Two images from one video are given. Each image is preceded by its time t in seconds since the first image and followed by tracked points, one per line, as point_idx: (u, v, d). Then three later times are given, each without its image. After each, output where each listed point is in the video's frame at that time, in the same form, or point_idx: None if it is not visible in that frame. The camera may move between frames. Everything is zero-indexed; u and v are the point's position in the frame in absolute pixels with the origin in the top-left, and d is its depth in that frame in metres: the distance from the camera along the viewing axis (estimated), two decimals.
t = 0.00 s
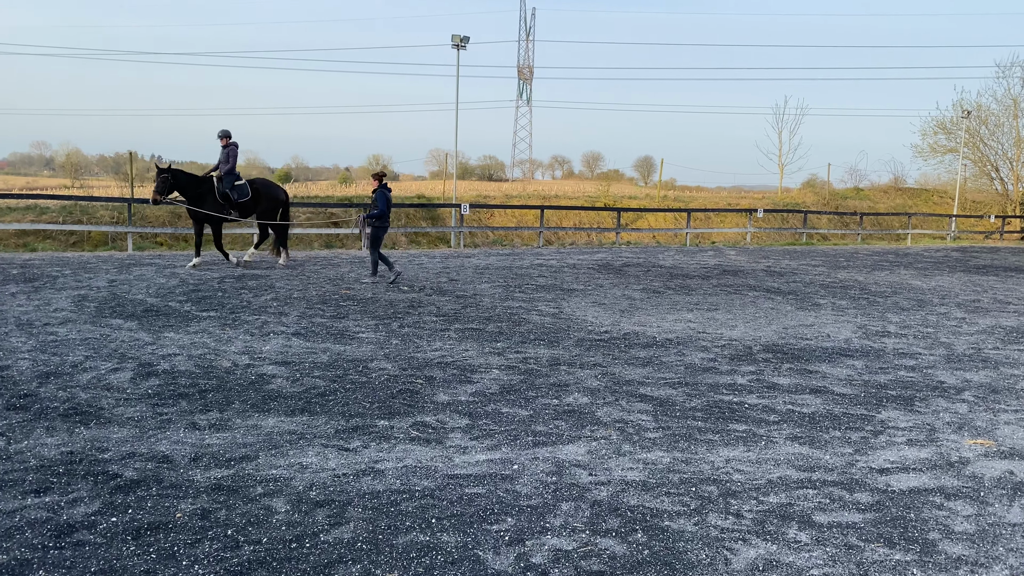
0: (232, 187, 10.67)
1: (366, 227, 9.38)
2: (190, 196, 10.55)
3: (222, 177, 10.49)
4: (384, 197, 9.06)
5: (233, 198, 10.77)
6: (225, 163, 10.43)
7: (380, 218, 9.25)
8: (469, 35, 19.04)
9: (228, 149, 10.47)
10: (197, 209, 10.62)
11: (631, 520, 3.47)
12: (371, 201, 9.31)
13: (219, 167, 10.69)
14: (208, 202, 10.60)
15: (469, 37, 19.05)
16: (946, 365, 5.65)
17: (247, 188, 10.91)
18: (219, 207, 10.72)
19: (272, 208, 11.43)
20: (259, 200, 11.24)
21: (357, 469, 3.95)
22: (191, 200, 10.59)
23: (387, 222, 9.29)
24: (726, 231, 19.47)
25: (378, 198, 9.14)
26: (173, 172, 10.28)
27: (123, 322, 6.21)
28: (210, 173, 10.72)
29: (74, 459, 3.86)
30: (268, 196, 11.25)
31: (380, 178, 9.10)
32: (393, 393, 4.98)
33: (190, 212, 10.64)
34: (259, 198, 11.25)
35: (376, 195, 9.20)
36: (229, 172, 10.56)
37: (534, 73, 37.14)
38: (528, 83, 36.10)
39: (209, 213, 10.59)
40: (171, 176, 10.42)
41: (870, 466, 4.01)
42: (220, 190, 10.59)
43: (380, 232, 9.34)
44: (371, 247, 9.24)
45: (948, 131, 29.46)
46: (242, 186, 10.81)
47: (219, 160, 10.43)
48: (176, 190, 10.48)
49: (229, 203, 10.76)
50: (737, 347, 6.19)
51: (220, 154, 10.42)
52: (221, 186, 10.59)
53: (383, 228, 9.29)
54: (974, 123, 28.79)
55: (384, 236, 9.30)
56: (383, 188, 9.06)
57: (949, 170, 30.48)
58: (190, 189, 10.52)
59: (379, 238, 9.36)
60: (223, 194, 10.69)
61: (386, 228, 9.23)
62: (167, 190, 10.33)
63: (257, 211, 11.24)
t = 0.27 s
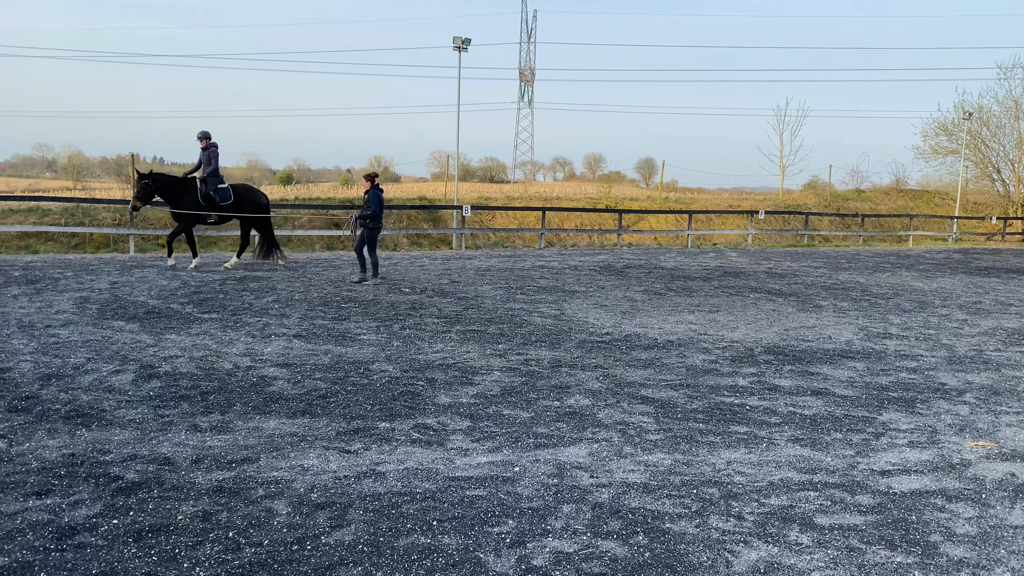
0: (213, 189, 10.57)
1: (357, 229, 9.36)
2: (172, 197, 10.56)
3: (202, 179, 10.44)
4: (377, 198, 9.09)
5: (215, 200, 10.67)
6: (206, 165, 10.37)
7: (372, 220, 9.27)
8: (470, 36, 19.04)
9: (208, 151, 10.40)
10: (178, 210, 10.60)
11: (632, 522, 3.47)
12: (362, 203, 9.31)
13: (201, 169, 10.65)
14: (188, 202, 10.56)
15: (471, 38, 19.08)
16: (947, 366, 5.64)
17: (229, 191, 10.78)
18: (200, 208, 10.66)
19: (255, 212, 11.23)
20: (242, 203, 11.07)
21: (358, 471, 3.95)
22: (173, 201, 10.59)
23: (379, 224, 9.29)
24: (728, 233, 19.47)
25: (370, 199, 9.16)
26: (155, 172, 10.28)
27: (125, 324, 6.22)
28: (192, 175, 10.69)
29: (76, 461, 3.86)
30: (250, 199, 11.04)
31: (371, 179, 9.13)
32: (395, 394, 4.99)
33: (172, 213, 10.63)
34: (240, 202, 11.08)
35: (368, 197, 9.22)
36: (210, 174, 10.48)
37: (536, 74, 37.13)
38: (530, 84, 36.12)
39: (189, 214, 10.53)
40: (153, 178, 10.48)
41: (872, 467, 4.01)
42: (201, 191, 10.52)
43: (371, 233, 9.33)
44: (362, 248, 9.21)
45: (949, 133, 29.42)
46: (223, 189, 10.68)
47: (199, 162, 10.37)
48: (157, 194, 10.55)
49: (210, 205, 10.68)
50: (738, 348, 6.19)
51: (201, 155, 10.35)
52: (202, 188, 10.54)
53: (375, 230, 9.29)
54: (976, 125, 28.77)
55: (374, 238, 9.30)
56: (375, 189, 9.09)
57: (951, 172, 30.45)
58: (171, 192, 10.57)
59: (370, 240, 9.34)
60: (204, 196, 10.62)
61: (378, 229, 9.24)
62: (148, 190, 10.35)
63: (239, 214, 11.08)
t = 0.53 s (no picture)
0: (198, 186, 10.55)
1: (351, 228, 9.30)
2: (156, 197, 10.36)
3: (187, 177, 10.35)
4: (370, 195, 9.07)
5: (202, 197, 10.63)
6: (188, 163, 10.36)
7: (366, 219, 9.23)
8: (474, 33, 19.03)
9: (188, 149, 10.39)
10: (163, 209, 10.42)
11: (636, 520, 3.47)
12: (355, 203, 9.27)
13: (182, 168, 10.60)
14: (174, 200, 10.39)
15: (475, 36, 19.07)
16: (952, 365, 5.64)
17: (214, 187, 10.80)
18: (186, 207, 10.53)
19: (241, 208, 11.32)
20: (227, 200, 11.13)
21: (363, 468, 3.95)
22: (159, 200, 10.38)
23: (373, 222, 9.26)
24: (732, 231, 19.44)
25: (364, 197, 9.14)
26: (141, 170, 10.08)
27: (130, 322, 6.23)
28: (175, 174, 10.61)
29: (82, 457, 3.87)
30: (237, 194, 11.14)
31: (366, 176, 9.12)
32: (399, 392, 4.99)
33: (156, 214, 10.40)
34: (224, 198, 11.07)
35: (362, 195, 9.20)
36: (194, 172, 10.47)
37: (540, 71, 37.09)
38: (534, 81, 36.12)
39: (176, 212, 10.32)
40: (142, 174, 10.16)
41: (877, 465, 4.01)
42: (186, 189, 10.45)
43: (365, 232, 9.29)
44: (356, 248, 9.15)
45: (954, 130, 29.36)
46: (208, 186, 10.69)
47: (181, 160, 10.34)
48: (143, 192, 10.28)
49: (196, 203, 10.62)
50: (742, 346, 6.18)
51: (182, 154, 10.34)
52: (189, 186, 10.47)
53: (368, 228, 9.25)
54: (981, 122, 28.70)
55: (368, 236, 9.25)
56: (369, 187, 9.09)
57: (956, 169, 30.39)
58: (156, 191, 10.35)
59: (364, 238, 9.29)
60: (190, 194, 10.56)
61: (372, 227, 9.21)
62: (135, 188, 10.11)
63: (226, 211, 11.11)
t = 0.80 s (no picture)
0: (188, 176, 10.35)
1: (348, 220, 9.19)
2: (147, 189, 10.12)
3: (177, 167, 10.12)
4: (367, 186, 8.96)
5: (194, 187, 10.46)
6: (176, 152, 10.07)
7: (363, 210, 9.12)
8: (480, 26, 18.97)
9: (174, 136, 10.12)
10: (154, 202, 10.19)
11: (643, 511, 3.47)
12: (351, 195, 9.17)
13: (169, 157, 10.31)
14: (167, 193, 10.21)
15: (480, 28, 19.07)
16: (961, 357, 5.61)
17: (203, 176, 10.59)
18: (177, 198, 10.33)
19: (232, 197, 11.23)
20: (216, 188, 10.98)
21: (370, 459, 3.96)
22: (150, 193, 10.15)
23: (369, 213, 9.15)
24: (739, 224, 19.36)
25: (362, 188, 9.04)
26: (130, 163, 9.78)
27: (137, 313, 6.25)
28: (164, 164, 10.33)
29: (90, 448, 3.89)
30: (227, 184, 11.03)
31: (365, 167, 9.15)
32: (406, 383, 5.00)
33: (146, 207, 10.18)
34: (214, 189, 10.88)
35: (359, 186, 9.11)
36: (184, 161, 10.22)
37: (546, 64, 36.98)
38: (540, 74, 36.02)
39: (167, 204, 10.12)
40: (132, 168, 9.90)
41: (885, 458, 4.00)
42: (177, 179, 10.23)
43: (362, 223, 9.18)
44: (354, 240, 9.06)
45: (964, 122, 29.18)
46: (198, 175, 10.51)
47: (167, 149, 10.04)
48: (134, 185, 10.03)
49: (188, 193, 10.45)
50: (750, 339, 6.16)
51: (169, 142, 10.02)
52: (179, 176, 10.25)
53: (365, 220, 9.14)
54: (991, 114, 28.52)
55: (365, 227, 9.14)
56: (366, 178, 9.00)
57: (965, 162, 30.23)
58: (147, 183, 10.12)
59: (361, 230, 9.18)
60: (180, 184, 10.34)
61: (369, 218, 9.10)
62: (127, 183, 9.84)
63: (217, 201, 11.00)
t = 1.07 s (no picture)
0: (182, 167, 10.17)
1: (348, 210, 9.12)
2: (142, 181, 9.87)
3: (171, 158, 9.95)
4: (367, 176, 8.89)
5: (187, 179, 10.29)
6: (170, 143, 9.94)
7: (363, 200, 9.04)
8: (487, 17, 18.91)
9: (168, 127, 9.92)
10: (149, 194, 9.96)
11: (651, 503, 3.47)
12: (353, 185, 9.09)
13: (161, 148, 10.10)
14: (162, 184, 9.99)
15: (488, 19, 19.02)
16: (970, 350, 5.59)
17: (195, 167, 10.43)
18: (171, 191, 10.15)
19: (223, 190, 11.10)
20: (207, 180, 10.83)
21: (377, 449, 3.97)
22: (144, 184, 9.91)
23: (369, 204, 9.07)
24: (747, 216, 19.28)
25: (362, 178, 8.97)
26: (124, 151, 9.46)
27: (146, 304, 6.27)
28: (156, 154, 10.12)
29: (100, 437, 3.91)
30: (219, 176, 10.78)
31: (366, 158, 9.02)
32: (413, 374, 5.01)
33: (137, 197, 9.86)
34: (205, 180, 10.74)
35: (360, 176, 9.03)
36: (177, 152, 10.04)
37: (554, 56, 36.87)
38: (548, 66, 35.92)
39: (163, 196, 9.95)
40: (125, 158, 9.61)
41: (893, 451, 3.99)
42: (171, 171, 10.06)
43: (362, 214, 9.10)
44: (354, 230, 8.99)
45: (975, 114, 29.01)
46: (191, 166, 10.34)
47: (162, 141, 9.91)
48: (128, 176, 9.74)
49: (182, 185, 10.28)
50: (758, 331, 6.15)
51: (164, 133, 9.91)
52: (173, 167, 10.07)
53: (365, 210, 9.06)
54: (1003, 106, 28.36)
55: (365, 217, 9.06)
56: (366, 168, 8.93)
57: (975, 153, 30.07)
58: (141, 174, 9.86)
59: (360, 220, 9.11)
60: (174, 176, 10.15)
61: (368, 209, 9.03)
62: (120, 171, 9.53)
63: (208, 194, 10.84)
